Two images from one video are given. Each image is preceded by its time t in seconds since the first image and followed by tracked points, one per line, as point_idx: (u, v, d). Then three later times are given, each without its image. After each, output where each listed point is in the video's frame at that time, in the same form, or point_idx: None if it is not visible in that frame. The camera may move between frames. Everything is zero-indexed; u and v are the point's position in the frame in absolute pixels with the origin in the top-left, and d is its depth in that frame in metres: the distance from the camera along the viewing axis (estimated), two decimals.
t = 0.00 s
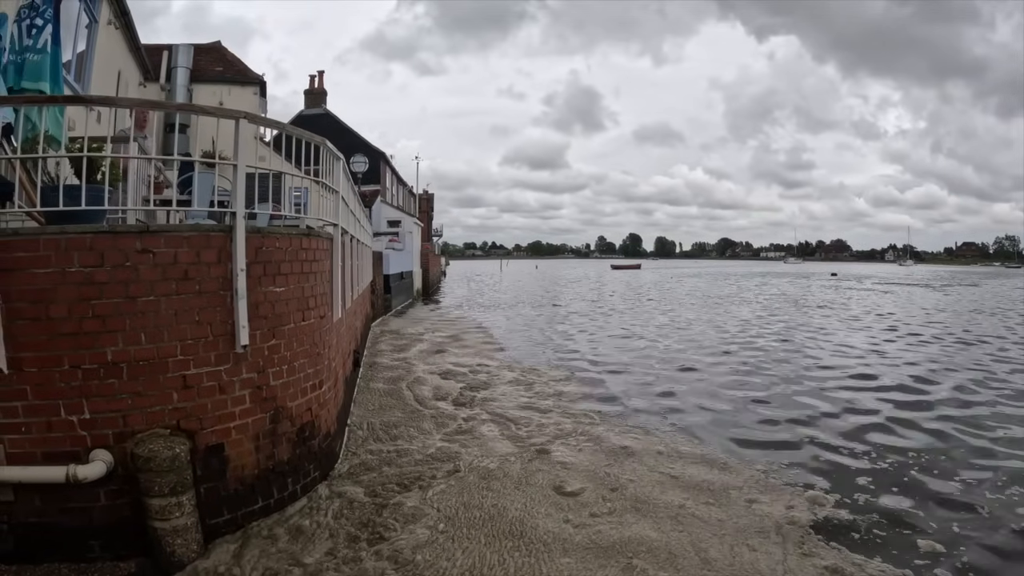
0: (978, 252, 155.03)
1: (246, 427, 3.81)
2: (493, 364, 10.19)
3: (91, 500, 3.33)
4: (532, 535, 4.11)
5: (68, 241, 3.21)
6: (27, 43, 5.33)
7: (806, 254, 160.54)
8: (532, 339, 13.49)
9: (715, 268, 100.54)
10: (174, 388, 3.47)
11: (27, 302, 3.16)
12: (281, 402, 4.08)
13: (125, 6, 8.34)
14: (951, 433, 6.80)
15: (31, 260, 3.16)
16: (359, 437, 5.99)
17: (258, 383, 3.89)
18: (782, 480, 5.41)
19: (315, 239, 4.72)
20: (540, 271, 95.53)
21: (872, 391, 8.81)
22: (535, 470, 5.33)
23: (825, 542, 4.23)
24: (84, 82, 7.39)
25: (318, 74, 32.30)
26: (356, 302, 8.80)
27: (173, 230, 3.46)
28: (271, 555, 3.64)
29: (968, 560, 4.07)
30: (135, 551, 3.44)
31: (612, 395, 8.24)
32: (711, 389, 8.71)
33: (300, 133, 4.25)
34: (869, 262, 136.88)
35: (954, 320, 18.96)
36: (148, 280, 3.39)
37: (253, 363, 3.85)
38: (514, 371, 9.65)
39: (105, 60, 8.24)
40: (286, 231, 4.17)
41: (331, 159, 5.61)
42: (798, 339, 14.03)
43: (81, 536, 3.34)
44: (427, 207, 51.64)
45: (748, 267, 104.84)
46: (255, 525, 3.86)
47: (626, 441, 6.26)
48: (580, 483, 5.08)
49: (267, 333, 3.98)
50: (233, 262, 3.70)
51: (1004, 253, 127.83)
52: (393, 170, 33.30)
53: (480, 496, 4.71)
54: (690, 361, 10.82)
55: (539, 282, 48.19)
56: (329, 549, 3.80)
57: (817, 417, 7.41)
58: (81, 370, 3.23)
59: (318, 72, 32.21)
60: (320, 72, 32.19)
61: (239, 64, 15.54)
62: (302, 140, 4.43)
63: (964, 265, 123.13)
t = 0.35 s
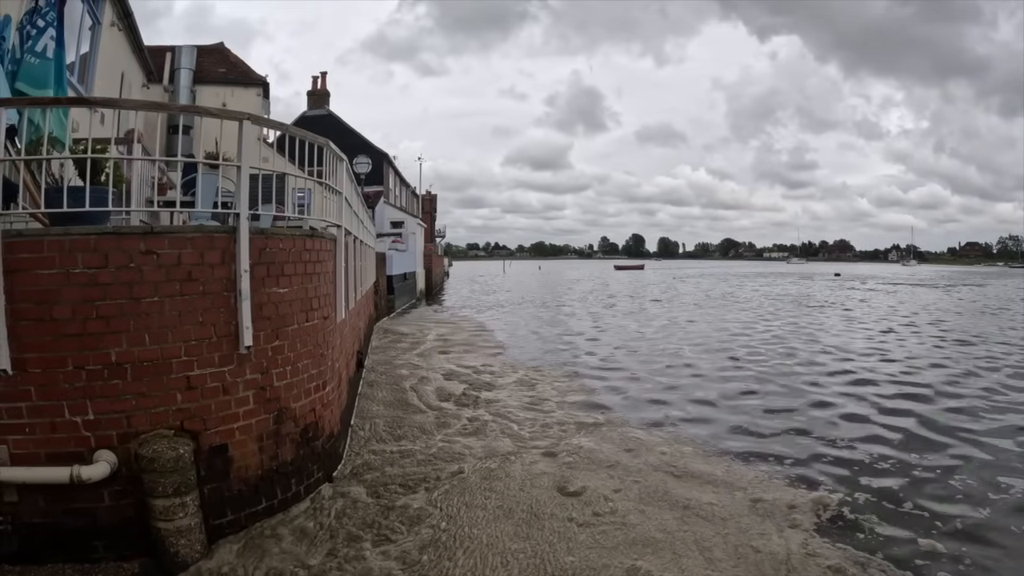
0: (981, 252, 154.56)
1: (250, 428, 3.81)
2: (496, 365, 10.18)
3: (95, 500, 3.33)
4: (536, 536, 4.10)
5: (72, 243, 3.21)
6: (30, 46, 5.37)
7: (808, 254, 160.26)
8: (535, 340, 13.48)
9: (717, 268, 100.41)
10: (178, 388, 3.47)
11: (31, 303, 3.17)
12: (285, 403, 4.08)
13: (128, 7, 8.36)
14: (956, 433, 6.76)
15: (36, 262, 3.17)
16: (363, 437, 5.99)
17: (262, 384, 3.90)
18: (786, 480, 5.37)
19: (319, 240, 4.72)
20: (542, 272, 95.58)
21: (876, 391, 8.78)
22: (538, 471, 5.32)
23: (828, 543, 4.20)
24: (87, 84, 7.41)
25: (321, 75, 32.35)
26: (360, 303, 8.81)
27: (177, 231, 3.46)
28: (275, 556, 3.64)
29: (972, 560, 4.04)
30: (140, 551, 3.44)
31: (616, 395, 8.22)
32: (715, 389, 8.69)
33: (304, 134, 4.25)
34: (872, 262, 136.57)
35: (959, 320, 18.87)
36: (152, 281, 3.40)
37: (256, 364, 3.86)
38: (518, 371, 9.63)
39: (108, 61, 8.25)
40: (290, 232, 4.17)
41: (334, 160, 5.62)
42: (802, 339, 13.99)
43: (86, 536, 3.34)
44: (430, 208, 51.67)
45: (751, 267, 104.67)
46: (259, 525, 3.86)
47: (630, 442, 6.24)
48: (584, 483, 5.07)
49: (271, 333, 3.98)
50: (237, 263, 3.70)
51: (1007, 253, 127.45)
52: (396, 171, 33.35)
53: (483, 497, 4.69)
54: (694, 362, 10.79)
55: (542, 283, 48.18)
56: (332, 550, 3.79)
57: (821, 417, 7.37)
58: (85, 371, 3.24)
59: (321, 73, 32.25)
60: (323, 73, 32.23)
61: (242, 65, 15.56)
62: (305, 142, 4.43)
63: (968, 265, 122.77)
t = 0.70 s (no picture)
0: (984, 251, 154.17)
1: (254, 430, 3.81)
2: (500, 366, 10.17)
3: (100, 502, 3.33)
4: (542, 538, 4.09)
5: (76, 245, 3.21)
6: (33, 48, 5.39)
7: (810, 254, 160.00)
8: (539, 340, 13.48)
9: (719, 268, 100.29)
10: (183, 391, 3.47)
11: (36, 305, 3.17)
12: (288, 405, 4.07)
13: (131, 9, 8.36)
14: (960, 434, 6.75)
15: (40, 264, 3.17)
16: (367, 439, 5.99)
17: (266, 386, 3.89)
18: (790, 481, 5.36)
19: (322, 242, 4.72)
20: (545, 271, 95.57)
21: (880, 391, 8.76)
22: (541, 472, 5.31)
23: (831, 544, 4.20)
24: (90, 86, 7.42)
25: (323, 76, 32.39)
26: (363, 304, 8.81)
27: (181, 234, 3.46)
28: (279, 558, 3.63)
29: (976, 562, 4.03)
30: (144, 553, 3.44)
31: (619, 396, 8.22)
32: (719, 389, 8.68)
33: (307, 136, 4.25)
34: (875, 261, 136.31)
35: (963, 320, 18.81)
36: (156, 283, 3.39)
37: (260, 366, 3.86)
38: (521, 372, 9.63)
39: (111, 63, 8.27)
40: (293, 234, 4.17)
41: (337, 161, 5.61)
42: (806, 339, 13.97)
43: (90, 538, 3.34)
44: (432, 208, 51.68)
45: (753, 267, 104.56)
46: (263, 527, 3.86)
47: (633, 443, 6.23)
48: (588, 485, 5.06)
49: (274, 336, 3.98)
50: (241, 265, 3.70)
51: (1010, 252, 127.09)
52: (399, 171, 33.36)
53: (488, 499, 4.68)
54: (697, 362, 10.78)
55: (545, 283, 48.16)
56: (337, 552, 3.79)
57: (825, 418, 7.36)
58: (90, 373, 3.24)
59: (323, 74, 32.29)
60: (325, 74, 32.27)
61: (244, 66, 15.57)
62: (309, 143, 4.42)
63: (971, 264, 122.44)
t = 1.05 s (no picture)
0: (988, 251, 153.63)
1: (256, 431, 3.80)
2: (502, 366, 10.17)
3: (102, 504, 3.33)
4: (545, 539, 4.08)
5: (79, 248, 3.21)
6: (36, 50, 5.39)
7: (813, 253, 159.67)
8: (541, 341, 13.47)
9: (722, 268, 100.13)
10: (185, 392, 3.47)
11: (38, 308, 3.17)
12: (291, 406, 4.07)
13: (133, 10, 8.38)
14: (962, 434, 6.72)
15: (42, 266, 3.17)
16: (369, 440, 5.98)
17: (268, 387, 3.89)
18: (792, 482, 5.34)
19: (325, 244, 4.72)
20: (547, 271, 95.57)
21: (883, 391, 8.73)
22: (544, 473, 5.29)
23: (833, 546, 4.17)
24: (93, 88, 7.43)
25: (326, 77, 32.46)
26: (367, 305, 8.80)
27: (183, 235, 3.46)
28: (281, 559, 3.63)
29: (978, 563, 4.01)
30: (147, 554, 3.44)
31: (622, 396, 8.20)
32: (722, 390, 8.66)
33: (310, 137, 4.24)
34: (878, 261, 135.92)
35: (967, 320, 18.73)
36: (158, 286, 3.39)
37: (263, 368, 3.85)
38: (523, 373, 9.62)
39: (114, 64, 8.28)
40: (295, 236, 4.17)
41: (340, 163, 5.62)
42: (809, 339, 13.93)
43: (92, 540, 3.34)
44: (435, 209, 51.74)
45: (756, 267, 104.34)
46: (265, 529, 3.86)
47: (635, 443, 6.21)
48: (590, 486, 5.05)
49: (277, 337, 3.98)
50: (243, 267, 3.70)
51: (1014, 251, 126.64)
52: (401, 171, 33.36)
53: (491, 501, 4.67)
54: (700, 362, 10.76)
55: (548, 283, 48.16)
56: (340, 554, 3.78)
57: (827, 418, 7.34)
58: (93, 375, 3.24)
59: (326, 75, 32.36)
60: (328, 75, 32.33)
61: (247, 67, 15.60)
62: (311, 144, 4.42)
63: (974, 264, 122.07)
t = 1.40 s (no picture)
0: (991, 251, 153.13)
1: (258, 431, 3.80)
2: (505, 366, 10.16)
3: (104, 503, 3.33)
4: (548, 540, 4.07)
5: (80, 247, 3.20)
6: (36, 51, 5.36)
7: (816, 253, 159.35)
8: (544, 340, 13.46)
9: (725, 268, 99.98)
10: (187, 392, 3.47)
11: (39, 307, 3.17)
12: (292, 406, 4.06)
13: (136, 11, 8.39)
14: (967, 434, 6.68)
15: (44, 266, 3.17)
16: (371, 440, 5.97)
17: (270, 387, 3.89)
18: (796, 482, 5.32)
19: (326, 243, 4.70)
20: (549, 271, 95.61)
21: (887, 391, 8.69)
22: (546, 473, 5.28)
23: (837, 546, 4.16)
24: (96, 88, 7.45)
25: (329, 77, 32.49)
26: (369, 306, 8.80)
27: (185, 235, 3.45)
28: (283, 559, 3.62)
29: (981, 564, 3.99)
30: (148, 554, 3.44)
31: (625, 396, 8.19)
32: (725, 389, 8.64)
33: (312, 137, 4.23)
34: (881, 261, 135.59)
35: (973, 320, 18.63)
36: (160, 285, 3.39)
37: (265, 367, 3.85)
38: (526, 373, 9.61)
39: (116, 64, 8.29)
40: (297, 235, 4.16)
41: (342, 163, 5.61)
42: (813, 339, 13.88)
43: (94, 539, 3.34)
44: (438, 209, 51.77)
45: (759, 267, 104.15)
46: (266, 528, 3.85)
47: (639, 443, 6.19)
48: (593, 485, 5.04)
49: (278, 337, 3.97)
50: (245, 266, 3.69)
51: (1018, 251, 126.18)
52: (403, 171, 33.36)
53: (494, 501, 4.66)
54: (703, 362, 10.74)
55: (551, 283, 48.09)
56: (341, 554, 3.77)
57: (831, 418, 7.31)
58: (94, 374, 3.24)
59: (329, 75, 32.39)
60: (331, 75, 32.37)
61: (250, 67, 15.62)
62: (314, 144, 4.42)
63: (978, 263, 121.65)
